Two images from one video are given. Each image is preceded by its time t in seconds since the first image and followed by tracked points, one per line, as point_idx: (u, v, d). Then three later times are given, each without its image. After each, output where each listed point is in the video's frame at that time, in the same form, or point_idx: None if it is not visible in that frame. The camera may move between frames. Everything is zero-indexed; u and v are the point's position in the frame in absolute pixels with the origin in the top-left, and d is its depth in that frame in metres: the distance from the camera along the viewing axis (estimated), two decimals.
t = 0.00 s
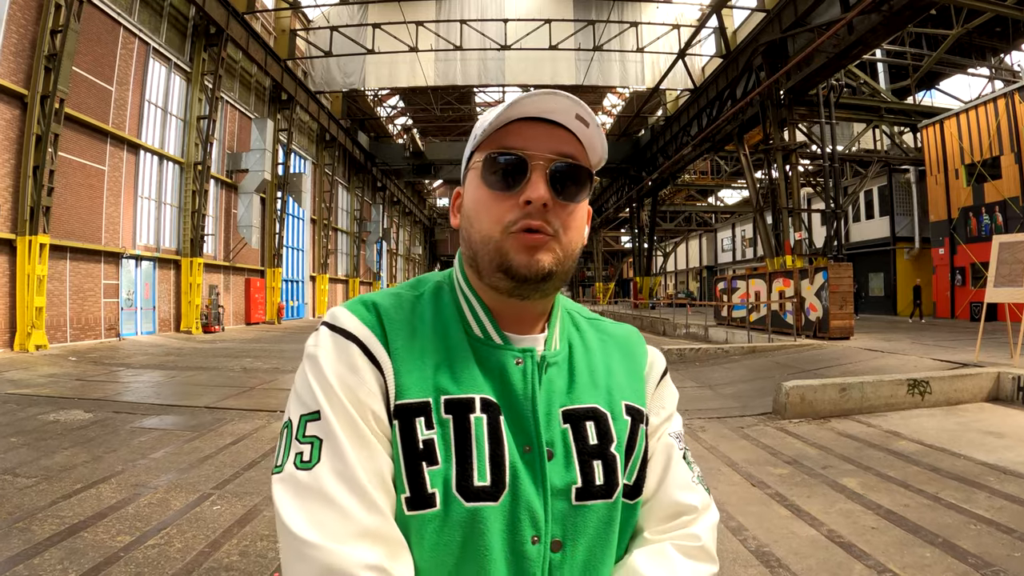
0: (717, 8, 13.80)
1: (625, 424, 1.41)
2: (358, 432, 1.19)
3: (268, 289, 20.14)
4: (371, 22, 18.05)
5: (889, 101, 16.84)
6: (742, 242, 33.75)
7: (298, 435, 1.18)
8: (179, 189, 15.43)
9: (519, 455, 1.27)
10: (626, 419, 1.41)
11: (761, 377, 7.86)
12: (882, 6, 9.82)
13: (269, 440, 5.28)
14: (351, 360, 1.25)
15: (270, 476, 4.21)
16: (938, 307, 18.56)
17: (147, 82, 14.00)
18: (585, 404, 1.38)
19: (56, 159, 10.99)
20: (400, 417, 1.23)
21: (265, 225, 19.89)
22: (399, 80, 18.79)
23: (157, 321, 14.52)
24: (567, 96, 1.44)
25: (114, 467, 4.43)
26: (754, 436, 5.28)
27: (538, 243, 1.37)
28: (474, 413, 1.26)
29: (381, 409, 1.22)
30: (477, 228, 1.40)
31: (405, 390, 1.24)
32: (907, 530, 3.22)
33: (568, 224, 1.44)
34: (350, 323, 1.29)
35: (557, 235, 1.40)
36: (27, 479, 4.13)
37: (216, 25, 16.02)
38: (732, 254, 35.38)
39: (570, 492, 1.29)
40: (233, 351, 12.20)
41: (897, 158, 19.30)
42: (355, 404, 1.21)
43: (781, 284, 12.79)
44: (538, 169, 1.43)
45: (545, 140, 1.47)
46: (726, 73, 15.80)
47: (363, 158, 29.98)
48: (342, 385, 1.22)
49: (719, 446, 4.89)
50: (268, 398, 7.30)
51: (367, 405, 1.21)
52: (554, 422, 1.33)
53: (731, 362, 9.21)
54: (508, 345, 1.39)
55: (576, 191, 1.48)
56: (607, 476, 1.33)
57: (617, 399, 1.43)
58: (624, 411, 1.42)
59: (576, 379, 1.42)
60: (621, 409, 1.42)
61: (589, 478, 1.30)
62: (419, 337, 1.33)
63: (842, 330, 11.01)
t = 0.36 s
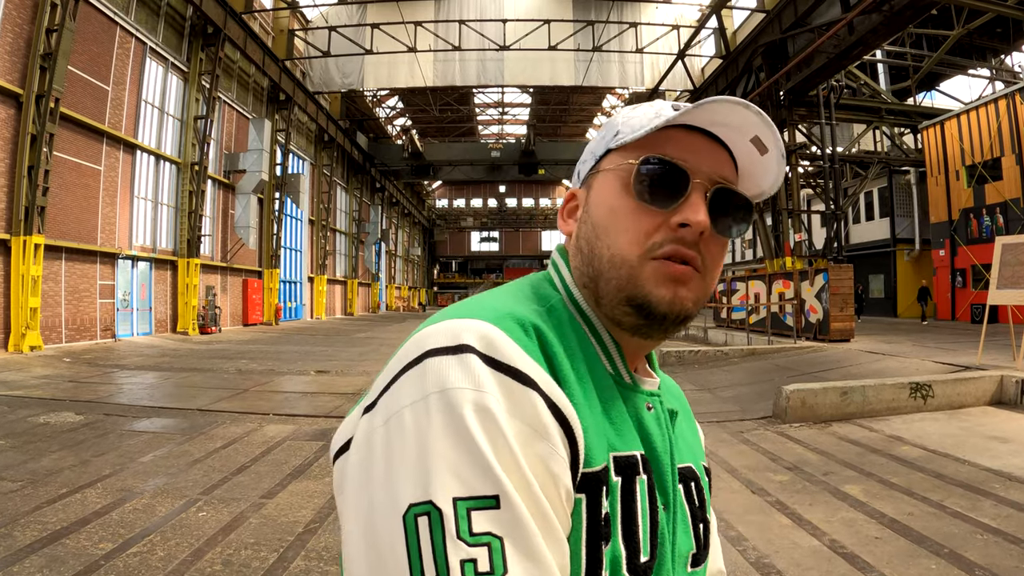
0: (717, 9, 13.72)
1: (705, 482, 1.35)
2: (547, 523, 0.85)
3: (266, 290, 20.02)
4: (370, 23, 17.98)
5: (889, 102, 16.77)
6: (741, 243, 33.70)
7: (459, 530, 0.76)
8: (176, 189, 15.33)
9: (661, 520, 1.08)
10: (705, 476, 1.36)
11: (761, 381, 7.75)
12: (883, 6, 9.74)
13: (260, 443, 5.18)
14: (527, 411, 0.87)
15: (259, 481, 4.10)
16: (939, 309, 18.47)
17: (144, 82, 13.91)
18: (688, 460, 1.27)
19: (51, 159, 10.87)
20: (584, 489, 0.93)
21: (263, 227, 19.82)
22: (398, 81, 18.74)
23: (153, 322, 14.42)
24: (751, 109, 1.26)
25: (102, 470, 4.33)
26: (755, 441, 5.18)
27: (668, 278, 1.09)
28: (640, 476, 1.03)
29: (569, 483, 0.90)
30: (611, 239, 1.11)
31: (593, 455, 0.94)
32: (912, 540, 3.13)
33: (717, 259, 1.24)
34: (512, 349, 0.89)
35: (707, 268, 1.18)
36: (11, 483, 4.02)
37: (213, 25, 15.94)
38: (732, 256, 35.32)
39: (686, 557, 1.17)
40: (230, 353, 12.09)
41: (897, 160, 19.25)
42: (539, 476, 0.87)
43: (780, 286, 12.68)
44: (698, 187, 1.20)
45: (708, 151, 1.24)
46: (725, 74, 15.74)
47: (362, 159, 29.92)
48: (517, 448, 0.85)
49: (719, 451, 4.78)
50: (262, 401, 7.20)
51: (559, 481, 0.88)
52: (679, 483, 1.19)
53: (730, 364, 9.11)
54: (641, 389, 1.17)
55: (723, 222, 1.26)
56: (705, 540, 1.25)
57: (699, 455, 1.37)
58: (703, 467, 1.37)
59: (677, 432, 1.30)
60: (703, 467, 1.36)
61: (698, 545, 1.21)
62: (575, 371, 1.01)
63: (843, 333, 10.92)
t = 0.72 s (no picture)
0: (714, 11, 13.74)
1: (725, 486, 1.27)
2: (461, 506, 0.89)
3: (263, 292, 19.97)
4: (368, 23, 17.98)
5: (887, 104, 16.82)
6: (739, 245, 33.66)
7: (373, 501, 0.85)
8: (173, 190, 15.31)
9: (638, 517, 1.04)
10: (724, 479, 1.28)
11: (759, 382, 7.72)
12: (881, 7, 9.74)
13: (255, 446, 5.13)
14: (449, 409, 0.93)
15: (253, 484, 4.06)
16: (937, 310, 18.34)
17: (142, 83, 13.90)
18: (694, 459, 1.21)
19: (47, 160, 10.82)
20: (514, 475, 0.94)
21: (261, 227, 19.79)
22: (396, 82, 18.77)
23: (151, 323, 14.36)
24: (707, 83, 1.22)
25: (96, 473, 4.28)
26: (753, 443, 5.14)
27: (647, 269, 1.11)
28: (598, 467, 1.00)
29: (489, 471, 0.93)
30: (580, 239, 1.13)
31: (523, 443, 0.95)
32: (913, 545, 3.09)
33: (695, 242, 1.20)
34: (440, 344, 0.97)
35: (680, 254, 1.15)
36: (3, 486, 3.97)
37: (211, 26, 15.91)
38: (730, 257, 35.30)
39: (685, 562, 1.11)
40: (226, 355, 12.03)
41: (895, 161, 19.28)
42: (459, 465, 0.91)
43: (779, 287, 12.64)
44: (660, 171, 1.17)
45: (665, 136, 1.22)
46: (723, 76, 15.77)
47: (360, 160, 29.92)
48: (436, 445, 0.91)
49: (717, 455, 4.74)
50: (258, 402, 7.14)
51: (476, 467, 0.91)
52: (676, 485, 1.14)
53: (728, 366, 9.07)
54: (622, 382, 1.15)
55: (700, 204, 1.22)
56: (714, 546, 1.18)
57: (717, 457, 1.29)
58: (723, 470, 1.28)
59: (686, 430, 1.25)
60: (722, 469, 1.28)
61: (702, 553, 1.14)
62: (523, 362, 1.04)
63: (841, 334, 10.89)
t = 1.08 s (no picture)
0: (711, 12, 13.81)
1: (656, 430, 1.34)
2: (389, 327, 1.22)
3: (260, 292, 19.97)
4: (365, 24, 18.02)
5: (883, 105, 16.93)
6: (735, 245, 33.77)
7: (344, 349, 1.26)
8: (170, 191, 15.30)
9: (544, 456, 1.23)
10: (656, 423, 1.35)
11: (755, 383, 7.79)
12: (877, 9, 9.83)
13: (256, 445, 5.16)
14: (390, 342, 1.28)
15: (255, 483, 4.09)
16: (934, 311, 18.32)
17: (140, 83, 13.90)
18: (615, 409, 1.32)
19: (46, 160, 10.83)
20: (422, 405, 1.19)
21: (258, 228, 19.79)
22: (393, 83, 18.83)
23: (148, 324, 14.35)
24: (529, 123, 1.40)
25: (98, 472, 4.30)
26: (749, 442, 5.19)
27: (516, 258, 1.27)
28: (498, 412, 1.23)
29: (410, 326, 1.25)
30: (478, 254, 1.33)
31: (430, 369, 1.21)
32: (906, 541, 3.15)
33: (563, 235, 1.27)
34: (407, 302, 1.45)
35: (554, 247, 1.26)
36: (7, 485, 3.99)
37: (209, 27, 15.92)
38: (726, 258, 35.42)
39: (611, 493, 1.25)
40: (224, 355, 12.04)
41: (891, 163, 19.41)
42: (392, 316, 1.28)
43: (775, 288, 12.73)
44: (522, 194, 1.31)
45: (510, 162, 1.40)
46: (719, 77, 15.86)
47: (357, 160, 29.91)
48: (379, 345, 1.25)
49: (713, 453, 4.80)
50: (257, 403, 7.17)
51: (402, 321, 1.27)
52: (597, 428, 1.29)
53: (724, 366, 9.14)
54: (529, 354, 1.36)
55: (565, 206, 1.32)
56: (645, 478, 1.29)
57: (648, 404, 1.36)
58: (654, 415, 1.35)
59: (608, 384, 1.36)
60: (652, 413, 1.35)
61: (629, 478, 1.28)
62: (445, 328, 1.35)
63: (837, 335, 10.98)
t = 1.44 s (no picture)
0: (705, 15, 13.96)
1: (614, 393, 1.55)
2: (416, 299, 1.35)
3: (256, 293, 19.97)
4: (363, 26, 18.11)
5: (876, 108, 17.11)
6: (730, 247, 33.97)
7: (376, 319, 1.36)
8: (168, 192, 15.30)
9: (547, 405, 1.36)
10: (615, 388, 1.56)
11: (748, 382, 7.91)
12: (871, 13, 9.98)
13: (258, 443, 5.23)
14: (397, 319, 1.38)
15: (258, 479, 4.17)
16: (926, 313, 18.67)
17: (138, 84, 13.94)
18: (591, 374, 1.50)
19: (45, 160, 10.86)
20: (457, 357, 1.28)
21: (254, 229, 19.79)
22: (389, 84, 18.92)
23: (145, 324, 14.37)
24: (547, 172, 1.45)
25: (103, 469, 4.37)
26: (741, 440, 5.31)
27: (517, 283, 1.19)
28: (519, 367, 1.37)
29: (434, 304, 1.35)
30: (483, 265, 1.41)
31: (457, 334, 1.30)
32: (892, 533, 3.26)
33: (556, 255, 1.46)
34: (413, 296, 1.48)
35: (548, 264, 1.42)
36: (15, 481, 4.07)
37: (207, 28, 15.96)
38: (720, 259, 35.61)
39: (597, 436, 1.40)
40: (221, 355, 12.08)
41: (884, 165, 19.61)
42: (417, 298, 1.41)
43: (769, 289, 12.87)
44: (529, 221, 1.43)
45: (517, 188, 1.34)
46: (714, 80, 16.02)
47: (354, 161, 29.95)
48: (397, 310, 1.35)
49: (706, 450, 4.91)
50: (256, 402, 7.24)
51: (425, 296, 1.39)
52: (581, 394, 1.44)
53: (718, 366, 9.26)
54: (524, 337, 1.47)
55: (558, 231, 1.46)
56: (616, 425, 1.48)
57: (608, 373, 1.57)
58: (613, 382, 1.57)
59: (582, 354, 1.54)
60: (613, 380, 1.56)
61: (611, 429, 1.45)
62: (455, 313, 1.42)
63: (830, 336, 11.10)
